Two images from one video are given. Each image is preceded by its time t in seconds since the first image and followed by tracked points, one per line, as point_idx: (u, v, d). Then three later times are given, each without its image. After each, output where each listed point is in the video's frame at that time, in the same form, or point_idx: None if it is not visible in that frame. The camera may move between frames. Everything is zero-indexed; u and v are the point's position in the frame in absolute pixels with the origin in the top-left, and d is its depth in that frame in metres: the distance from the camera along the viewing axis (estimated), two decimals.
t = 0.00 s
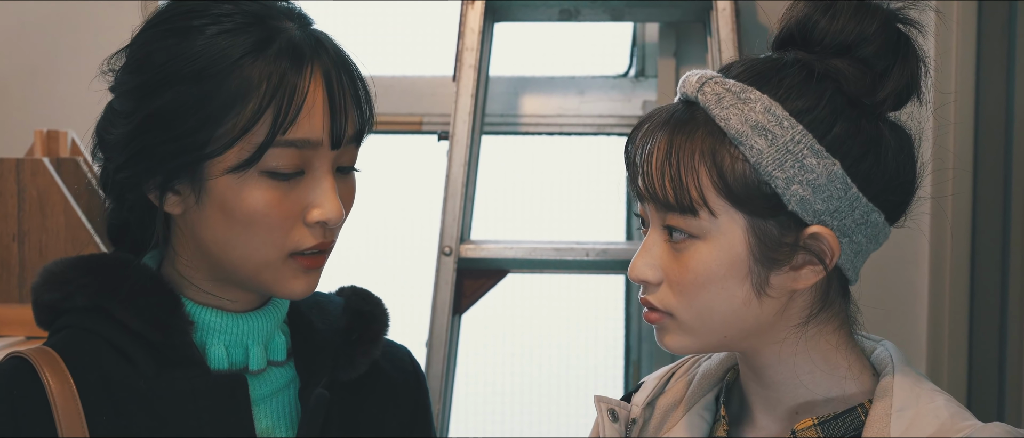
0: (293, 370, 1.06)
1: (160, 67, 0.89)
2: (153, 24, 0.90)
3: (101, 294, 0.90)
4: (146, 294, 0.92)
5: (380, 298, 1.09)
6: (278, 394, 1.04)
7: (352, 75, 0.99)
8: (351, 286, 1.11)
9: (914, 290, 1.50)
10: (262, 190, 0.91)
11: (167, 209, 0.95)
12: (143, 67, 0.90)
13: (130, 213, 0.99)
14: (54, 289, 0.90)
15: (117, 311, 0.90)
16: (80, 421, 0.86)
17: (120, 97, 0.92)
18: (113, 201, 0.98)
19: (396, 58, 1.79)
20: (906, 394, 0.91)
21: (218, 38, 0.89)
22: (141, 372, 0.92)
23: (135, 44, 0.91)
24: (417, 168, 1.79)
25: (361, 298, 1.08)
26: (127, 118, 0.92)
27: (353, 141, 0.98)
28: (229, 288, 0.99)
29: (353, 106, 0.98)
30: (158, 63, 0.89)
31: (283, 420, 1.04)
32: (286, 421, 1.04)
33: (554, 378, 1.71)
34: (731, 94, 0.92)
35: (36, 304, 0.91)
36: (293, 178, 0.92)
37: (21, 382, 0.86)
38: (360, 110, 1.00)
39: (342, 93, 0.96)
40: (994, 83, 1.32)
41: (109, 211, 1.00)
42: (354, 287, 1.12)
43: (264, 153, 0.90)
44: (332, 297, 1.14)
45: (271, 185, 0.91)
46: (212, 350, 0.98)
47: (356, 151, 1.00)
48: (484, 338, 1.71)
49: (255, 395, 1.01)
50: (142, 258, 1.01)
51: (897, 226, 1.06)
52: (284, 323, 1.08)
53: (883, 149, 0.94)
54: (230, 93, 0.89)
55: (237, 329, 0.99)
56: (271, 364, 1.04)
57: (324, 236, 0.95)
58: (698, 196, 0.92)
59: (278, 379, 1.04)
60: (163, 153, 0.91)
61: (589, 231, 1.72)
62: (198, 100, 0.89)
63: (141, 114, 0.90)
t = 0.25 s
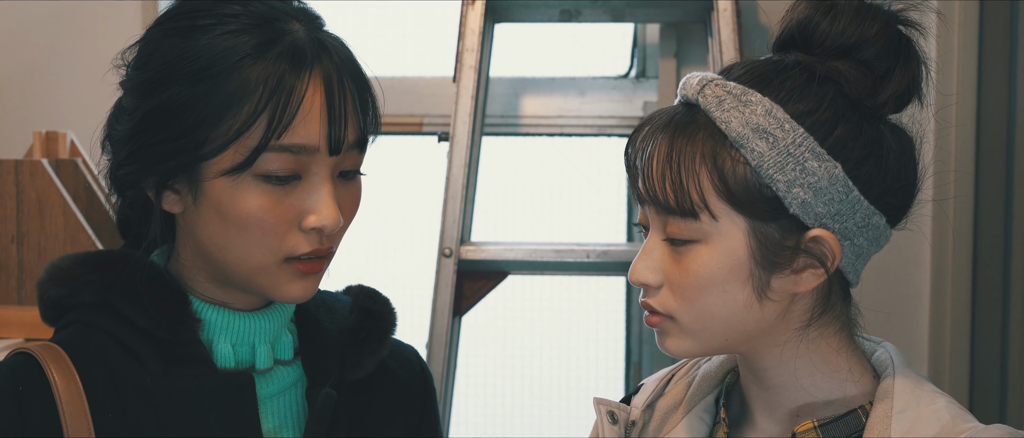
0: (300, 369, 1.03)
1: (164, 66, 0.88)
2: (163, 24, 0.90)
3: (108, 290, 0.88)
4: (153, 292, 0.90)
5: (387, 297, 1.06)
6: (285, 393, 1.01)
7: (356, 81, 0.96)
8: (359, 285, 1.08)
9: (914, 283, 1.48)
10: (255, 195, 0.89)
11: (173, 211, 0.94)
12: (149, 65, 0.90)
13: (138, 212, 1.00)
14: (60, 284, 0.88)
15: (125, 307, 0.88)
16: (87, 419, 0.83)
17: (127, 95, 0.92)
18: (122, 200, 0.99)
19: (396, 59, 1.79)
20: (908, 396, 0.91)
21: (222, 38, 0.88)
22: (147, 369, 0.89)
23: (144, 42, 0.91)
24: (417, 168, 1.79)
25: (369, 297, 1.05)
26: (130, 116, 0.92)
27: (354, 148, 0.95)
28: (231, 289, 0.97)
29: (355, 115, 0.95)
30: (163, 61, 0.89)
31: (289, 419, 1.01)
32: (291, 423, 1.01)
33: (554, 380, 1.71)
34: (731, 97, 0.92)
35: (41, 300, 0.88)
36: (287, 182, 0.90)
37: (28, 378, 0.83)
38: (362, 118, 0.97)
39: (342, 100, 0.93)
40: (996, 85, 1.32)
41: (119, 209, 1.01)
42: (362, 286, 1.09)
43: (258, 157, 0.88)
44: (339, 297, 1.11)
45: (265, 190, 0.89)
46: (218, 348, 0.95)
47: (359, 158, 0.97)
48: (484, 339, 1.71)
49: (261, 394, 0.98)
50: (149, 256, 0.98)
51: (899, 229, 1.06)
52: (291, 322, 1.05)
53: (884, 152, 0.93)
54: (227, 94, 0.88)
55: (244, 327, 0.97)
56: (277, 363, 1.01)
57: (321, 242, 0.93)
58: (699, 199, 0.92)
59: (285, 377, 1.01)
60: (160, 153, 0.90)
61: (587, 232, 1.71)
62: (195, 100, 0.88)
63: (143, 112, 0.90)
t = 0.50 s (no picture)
0: (307, 372, 0.97)
1: (162, 63, 0.84)
2: (166, 18, 0.86)
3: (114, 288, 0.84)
4: (161, 289, 0.85)
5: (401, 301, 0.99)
6: (290, 396, 0.95)
7: (358, 89, 0.89)
8: (373, 288, 1.02)
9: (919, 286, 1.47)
10: (245, 202, 0.84)
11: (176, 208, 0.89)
12: (149, 61, 0.85)
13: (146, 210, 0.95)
14: (66, 280, 0.84)
15: (129, 305, 0.83)
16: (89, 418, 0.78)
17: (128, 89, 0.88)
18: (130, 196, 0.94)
19: (397, 59, 1.78)
20: (912, 398, 0.90)
21: (220, 36, 0.83)
22: (150, 368, 0.84)
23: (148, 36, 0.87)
24: (418, 168, 1.78)
25: (379, 300, 0.98)
26: (129, 112, 0.87)
27: (352, 158, 0.88)
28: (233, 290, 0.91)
29: (355, 123, 0.88)
30: (161, 58, 0.84)
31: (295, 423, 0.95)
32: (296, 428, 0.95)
33: (554, 381, 1.70)
34: (735, 97, 0.91)
35: (49, 296, 0.84)
36: (281, 192, 0.85)
37: (31, 375, 0.80)
38: (364, 126, 0.90)
39: (340, 109, 0.86)
40: (999, 85, 1.31)
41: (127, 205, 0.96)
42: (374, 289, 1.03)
43: (248, 166, 0.83)
44: (352, 298, 1.05)
45: (254, 198, 0.84)
46: (222, 348, 0.90)
47: (359, 168, 0.90)
48: (484, 340, 1.71)
49: (265, 395, 0.92)
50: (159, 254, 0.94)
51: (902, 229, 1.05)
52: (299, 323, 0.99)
53: (888, 152, 0.93)
54: (220, 98, 0.83)
55: (250, 327, 0.91)
56: (282, 365, 0.95)
57: (313, 252, 0.87)
58: (702, 200, 0.91)
59: (291, 379, 0.95)
60: (152, 154, 0.86)
61: (588, 232, 1.71)
62: (188, 103, 0.83)
63: (140, 109, 0.85)
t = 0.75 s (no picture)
0: (305, 374, 0.95)
1: (152, 58, 0.83)
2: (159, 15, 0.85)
3: (113, 288, 0.83)
4: (160, 291, 0.84)
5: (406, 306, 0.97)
6: (287, 399, 0.93)
7: (348, 88, 0.87)
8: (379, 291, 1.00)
9: (920, 283, 1.44)
10: (231, 201, 0.82)
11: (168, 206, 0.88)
12: (142, 56, 0.85)
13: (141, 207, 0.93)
14: (65, 279, 0.83)
15: (127, 306, 0.82)
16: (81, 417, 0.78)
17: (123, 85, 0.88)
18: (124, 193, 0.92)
19: (395, 57, 1.76)
20: (915, 400, 0.89)
21: (207, 30, 0.82)
22: (145, 369, 0.83)
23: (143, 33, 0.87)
24: (415, 168, 1.77)
25: (384, 304, 0.96)
26: (123, 108, 0.87)
27: (340, 159, 0.86)
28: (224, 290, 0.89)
29: (342, 124, 0.86)
30: (151, 53, 0.84)
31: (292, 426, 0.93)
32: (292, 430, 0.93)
33: (553, 382, 1.69)
34: (736, 95, 0.90)
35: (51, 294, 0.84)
36: (267, 192, 0.83)
37: (25, 372, 0.79)
38: (352, 127, 0.87)
39: (325, 108, 0.84)
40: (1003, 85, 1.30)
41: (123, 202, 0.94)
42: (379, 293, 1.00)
43: (231, 164, 0.81)
44: (357, 301, 1.03)
45: (240, 197, 0.83)
46: (218, 349, 0.89)
47: (350, 170, 0.87)
48: (483, 340, 1.69)
49: (261, 397, 0.90)
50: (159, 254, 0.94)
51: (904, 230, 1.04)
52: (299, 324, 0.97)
53: (891, 152, 0.92)
54: (205, 95, 0.82)
55: (246, 326, 0.90)
56: (280, 366, 0.93)
57: (300, 252, 0.85)
58: (704, 198, 0.90)
59: (288, 382, 0.93)
60: (141, 150, 0.86)
61: (588, 232, 1.70)
62: (175, 100, 0.82)
63: (131, 104, 0.85)
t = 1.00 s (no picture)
0: (292, 377, 0.96)
1: (145, 56, 0.83)
2: (153, 11, 0.85)
3: (98, 290, 0.83)
4: (145, 294, 0.85)
5: (394, 307, 0.98)
6: (274, 402, 0.94)
7: (342, 90, 0.87)
8: (368, 292, 1.00)
9: (920, 281, 1.43)
10: (222, 203, 0.83)
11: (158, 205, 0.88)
12: (134, 53, 0.85)
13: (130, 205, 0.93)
14: (50, 281, 0.83)
15: (111, 308, 0.82)
16: (64, 421, 0.78)
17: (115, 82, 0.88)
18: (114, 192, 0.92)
19: (392, 56, 1.74)
20: (915, 403, 0.88)
21: (200, 28, 0.82)
22: (130, 372, 0.83)
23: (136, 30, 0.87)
24: (411, 168, 1.73)
25: (372, 306, 0.97)
26: (115, 105, 0.87)
27: (334, 162, 0.86)
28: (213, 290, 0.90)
29: (337, 126, 0.86)
30: (144, 51, 0.83)
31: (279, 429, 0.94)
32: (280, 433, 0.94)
33: (550, 382, 1.68)
34: (740, 93, 0.89)
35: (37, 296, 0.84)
36: (260, 194, 0.83)
37: (10, 377, 0.80)
38: (347, 128, 0.87)
39: (320, 111, 0.84)
40: (1004, 84, 1.29)
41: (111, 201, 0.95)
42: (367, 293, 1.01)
43: (224, 166, 0.81)
44: (345, 301, 1.03)
45: (232, 200, 0.83)
46: (205, 353, 0.90)
47: (343, 172, 0.88)
48: (479, 341, 1.68)
49: (247, 401, 0.91)
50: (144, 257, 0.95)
51: (903, 231, 1.04)
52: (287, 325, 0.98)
53: (894, 153, 0.91)
54: (199, 94, 0.82)
55: (232, 330, 0.91)
56: (267, 369, 0.94)
57: (291, 255, 0.85)
58: (706, 198, 0.89)
59: (274, 384, 0.94)
60: (133, 148, 0.85)
61: (587, 231, 1.68)
62: (168, 98, 0.82)
63: (125, 102, 0.85)
